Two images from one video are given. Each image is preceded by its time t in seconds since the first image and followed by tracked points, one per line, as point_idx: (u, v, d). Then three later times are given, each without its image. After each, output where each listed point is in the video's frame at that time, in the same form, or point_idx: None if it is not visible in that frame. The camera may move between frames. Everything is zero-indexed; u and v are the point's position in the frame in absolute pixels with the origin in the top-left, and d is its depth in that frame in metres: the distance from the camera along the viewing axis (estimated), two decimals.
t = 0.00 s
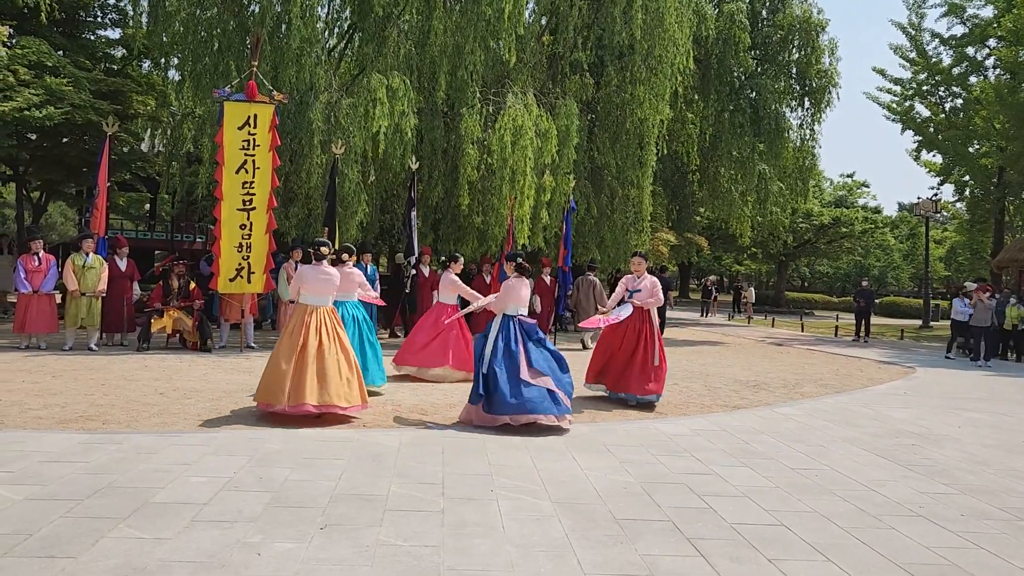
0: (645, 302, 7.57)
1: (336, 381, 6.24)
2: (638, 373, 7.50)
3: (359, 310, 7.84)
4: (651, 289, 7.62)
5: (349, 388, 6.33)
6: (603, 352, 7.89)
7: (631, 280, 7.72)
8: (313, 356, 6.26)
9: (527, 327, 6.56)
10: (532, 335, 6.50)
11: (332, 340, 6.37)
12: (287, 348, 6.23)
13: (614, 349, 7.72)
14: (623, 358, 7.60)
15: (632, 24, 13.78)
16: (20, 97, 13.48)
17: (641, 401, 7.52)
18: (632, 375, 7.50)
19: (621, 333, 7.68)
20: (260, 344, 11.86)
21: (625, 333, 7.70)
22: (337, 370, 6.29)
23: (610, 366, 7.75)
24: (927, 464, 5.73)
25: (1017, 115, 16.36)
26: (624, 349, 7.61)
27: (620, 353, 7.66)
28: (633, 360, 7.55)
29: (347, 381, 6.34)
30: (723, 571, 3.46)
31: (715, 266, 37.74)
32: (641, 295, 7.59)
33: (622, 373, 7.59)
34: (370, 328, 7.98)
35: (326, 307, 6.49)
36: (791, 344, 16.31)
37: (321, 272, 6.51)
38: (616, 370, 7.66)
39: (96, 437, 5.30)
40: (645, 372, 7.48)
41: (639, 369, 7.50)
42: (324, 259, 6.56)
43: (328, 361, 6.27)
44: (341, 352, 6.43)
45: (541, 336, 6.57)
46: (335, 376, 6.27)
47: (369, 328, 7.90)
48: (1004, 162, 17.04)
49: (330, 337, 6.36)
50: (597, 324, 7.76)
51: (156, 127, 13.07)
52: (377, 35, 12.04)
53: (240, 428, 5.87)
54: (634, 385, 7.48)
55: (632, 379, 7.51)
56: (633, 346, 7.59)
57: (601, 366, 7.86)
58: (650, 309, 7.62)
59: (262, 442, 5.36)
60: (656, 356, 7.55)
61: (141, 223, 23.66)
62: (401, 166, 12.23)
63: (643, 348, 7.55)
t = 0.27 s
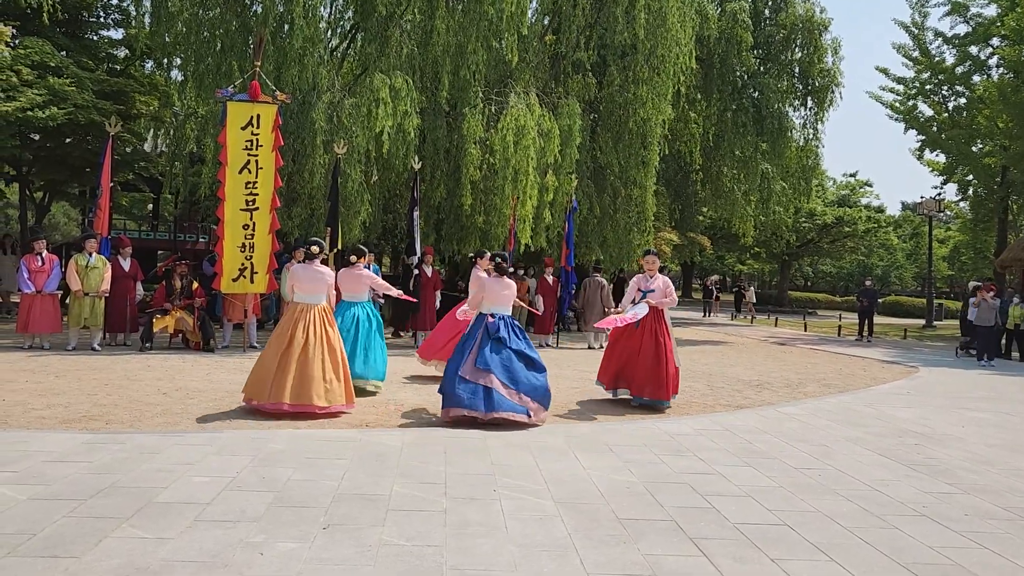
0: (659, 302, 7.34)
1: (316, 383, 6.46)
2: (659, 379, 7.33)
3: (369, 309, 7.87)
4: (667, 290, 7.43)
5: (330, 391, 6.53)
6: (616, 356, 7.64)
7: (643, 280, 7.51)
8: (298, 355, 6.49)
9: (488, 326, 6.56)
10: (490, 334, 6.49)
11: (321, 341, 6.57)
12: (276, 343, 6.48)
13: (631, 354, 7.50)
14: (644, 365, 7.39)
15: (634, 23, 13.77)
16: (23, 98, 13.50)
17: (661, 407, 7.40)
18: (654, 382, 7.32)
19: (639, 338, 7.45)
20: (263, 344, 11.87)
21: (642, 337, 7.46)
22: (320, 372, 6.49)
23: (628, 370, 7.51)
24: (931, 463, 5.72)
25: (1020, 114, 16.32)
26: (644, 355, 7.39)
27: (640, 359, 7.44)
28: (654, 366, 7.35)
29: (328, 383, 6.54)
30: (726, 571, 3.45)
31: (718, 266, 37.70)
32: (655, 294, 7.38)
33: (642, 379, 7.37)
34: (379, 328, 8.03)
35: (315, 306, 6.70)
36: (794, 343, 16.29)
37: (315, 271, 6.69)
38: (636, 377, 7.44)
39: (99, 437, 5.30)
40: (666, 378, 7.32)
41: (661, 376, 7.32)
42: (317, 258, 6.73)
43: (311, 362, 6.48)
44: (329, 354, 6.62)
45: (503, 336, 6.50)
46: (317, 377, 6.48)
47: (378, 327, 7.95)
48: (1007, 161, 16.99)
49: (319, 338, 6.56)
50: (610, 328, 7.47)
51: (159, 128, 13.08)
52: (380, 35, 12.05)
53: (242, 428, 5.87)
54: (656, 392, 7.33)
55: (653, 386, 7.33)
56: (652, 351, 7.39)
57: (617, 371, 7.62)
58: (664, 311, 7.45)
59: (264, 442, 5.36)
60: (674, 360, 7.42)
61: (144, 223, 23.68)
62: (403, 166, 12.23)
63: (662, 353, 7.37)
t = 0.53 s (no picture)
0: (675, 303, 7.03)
1: (312, 381, 6.62)
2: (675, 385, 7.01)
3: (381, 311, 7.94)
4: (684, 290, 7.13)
5: (325, 390, 6.69)
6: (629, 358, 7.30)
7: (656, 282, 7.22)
8: (297, 352, 6.66)
9: (470, 322, 6.97)
10: (468, 329, 6.88)
11: (320, 341, 6.72)
12: (275, 340, 6.65)
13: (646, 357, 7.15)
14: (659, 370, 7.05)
15: (637, 23, 13.76)
16: (27, 99, 13.53)
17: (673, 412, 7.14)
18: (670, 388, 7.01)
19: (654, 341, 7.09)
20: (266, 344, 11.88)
21: (659, 340, 7.10)
22: (316, 371, 6.66)
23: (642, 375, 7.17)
24: (935, 463, 5.70)
25: None
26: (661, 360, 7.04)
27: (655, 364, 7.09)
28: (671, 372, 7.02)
29: (324, 381, 6.70)
30: (729, 570, 3.45)
31: (721, 266, 37.67)
32: (671, 296, 7.05)
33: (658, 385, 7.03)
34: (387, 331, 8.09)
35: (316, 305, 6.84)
36: (797, 343, 16.27)
37: (315, 271, 6.82)
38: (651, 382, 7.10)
39: (103, 437, 5.31)
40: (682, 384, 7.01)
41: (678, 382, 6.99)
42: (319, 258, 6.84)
43: (308, 361, 6.63)
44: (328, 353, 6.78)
45: (478, 332, 6.84)
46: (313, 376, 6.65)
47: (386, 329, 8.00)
48: (1012, 160, 16.94)
49: (318, 337, 6.71)
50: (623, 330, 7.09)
51: (162, 128, 13.11)
52: (383, 35, 12.07)
53: (246, 428, 5.88)
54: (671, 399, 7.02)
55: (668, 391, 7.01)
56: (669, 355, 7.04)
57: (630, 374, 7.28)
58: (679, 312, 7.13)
59: (268, 442, 5.37)
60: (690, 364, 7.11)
61: (148, 224, 23.73)
62: (406, 165, 12.23)
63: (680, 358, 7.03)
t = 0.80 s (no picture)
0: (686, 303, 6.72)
1: (310, 382, 6.71)
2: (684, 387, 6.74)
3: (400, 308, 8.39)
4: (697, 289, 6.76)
5: (324, 390, 6.76)
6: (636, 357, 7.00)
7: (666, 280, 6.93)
8: (296, 352, 6.77)
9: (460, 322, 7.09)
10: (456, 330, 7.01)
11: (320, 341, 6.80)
12: (277, 340, 6.80)
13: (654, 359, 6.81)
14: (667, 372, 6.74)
15: (639, 23, 13.75)
16: (31, 100, 13.57)
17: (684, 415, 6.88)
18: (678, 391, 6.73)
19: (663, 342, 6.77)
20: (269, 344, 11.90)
21: (668, 341, 6.77)
22: (314, 371, 6.74)
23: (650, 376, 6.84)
24: (939, 463, 5.68)
25: None
26: (667, 362, 6.74)
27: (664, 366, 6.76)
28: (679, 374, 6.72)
29: (323, 381, 6.77)
30: (734, 570, 3.43)
31: (724, 266, 37.65)
32: (682, 295, 6.70)
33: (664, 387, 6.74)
34: (410, 328, 8.62)
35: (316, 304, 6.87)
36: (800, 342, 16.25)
37: (315, 271, 6.83)
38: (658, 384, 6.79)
39: (107, 438, 5.32)
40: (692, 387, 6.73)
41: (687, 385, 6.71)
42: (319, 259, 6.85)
43: (306, 361, 6.73)
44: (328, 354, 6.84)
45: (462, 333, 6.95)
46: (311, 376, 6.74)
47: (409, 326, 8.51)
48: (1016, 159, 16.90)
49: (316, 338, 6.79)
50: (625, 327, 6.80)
51: (166, 129, 13.14)
52: (387, 35, 12.10)
53: (250, 428, 5.89)
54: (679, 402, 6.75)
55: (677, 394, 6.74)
56: (678, 356, 6.73)
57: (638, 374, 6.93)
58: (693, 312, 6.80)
59: (272, 442, 5.37)
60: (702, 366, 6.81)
61: (151, 225, 23.78)
62: (410, 166, 12.25)
63: (690, 360, 6.73)
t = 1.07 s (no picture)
0: (691, 303, 6.63)
1: (307, 382, 6.79)
2: (688, 387, 6.61)
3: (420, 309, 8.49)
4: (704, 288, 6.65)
5: (321, 391, 6.82)
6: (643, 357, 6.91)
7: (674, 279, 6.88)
8: (295, 352, 6.86)
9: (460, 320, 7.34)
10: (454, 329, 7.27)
11: (319, 343, 6.85)
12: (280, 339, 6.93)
13: (659, 359, 6.69)
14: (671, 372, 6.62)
15: (641, 23, 13.73)
16: (34, 101, 13.59)
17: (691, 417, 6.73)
18: (682, 391, 6.62)
19: (667, 341, 6.66)
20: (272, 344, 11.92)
21: (673, 340, 6.66)
22: (310, 372, 6.80)
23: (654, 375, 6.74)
24: (943, 463, 5.67)
25: None
26: (670, 361, 6.63)
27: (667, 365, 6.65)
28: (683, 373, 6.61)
29: (319, 382, 6.82)
30: (737, 570, 3.43)
31: (727, 266, 37.62)
32: (687, 295, 6.62)
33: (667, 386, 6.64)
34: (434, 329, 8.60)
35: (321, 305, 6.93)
36: (803, 342, 16.24)
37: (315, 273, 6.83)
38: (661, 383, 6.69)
39: (111, 438, 5.33)
40: (697, 387, 6.59)
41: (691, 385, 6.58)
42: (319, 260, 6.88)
43: (303, 361, 6.81)
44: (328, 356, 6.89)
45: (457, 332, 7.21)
46: (308, 377, 6.81)
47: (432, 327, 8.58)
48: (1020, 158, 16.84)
49: (315, 339, 6.83)
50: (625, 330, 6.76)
51: (169, 130, 13.15)
52: (389, 36, 12.11)
53: (253, 429, 5.89)
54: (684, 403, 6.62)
55: (681, 394, 6.62)
56: (683, 356, 6.62)
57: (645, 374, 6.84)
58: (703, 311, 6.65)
59: (275, 442, 5.37)
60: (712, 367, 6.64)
61: (154, 225, 23.81)
62: (412, 166, 12.25)
63: (695, 360, 6.59)
